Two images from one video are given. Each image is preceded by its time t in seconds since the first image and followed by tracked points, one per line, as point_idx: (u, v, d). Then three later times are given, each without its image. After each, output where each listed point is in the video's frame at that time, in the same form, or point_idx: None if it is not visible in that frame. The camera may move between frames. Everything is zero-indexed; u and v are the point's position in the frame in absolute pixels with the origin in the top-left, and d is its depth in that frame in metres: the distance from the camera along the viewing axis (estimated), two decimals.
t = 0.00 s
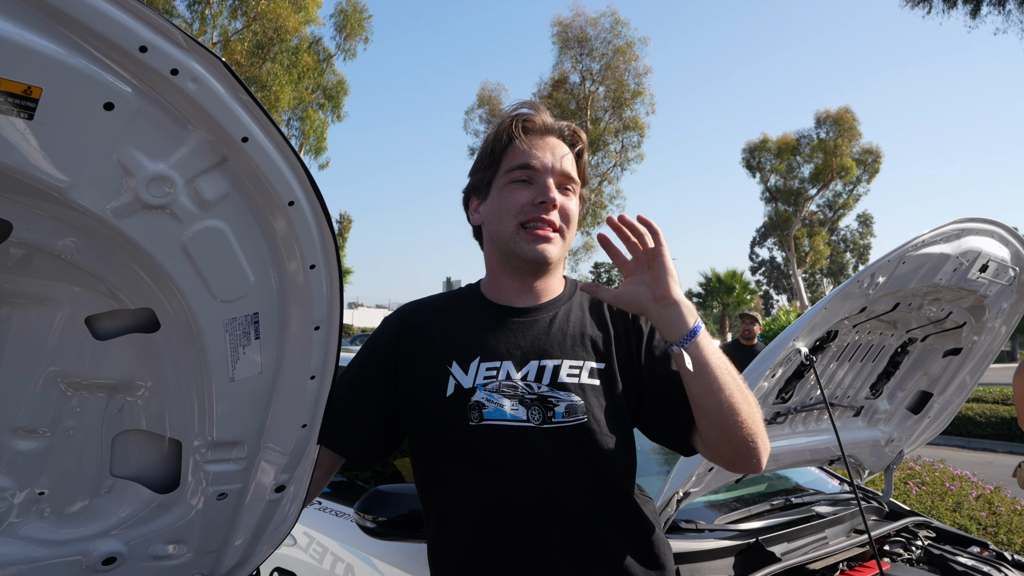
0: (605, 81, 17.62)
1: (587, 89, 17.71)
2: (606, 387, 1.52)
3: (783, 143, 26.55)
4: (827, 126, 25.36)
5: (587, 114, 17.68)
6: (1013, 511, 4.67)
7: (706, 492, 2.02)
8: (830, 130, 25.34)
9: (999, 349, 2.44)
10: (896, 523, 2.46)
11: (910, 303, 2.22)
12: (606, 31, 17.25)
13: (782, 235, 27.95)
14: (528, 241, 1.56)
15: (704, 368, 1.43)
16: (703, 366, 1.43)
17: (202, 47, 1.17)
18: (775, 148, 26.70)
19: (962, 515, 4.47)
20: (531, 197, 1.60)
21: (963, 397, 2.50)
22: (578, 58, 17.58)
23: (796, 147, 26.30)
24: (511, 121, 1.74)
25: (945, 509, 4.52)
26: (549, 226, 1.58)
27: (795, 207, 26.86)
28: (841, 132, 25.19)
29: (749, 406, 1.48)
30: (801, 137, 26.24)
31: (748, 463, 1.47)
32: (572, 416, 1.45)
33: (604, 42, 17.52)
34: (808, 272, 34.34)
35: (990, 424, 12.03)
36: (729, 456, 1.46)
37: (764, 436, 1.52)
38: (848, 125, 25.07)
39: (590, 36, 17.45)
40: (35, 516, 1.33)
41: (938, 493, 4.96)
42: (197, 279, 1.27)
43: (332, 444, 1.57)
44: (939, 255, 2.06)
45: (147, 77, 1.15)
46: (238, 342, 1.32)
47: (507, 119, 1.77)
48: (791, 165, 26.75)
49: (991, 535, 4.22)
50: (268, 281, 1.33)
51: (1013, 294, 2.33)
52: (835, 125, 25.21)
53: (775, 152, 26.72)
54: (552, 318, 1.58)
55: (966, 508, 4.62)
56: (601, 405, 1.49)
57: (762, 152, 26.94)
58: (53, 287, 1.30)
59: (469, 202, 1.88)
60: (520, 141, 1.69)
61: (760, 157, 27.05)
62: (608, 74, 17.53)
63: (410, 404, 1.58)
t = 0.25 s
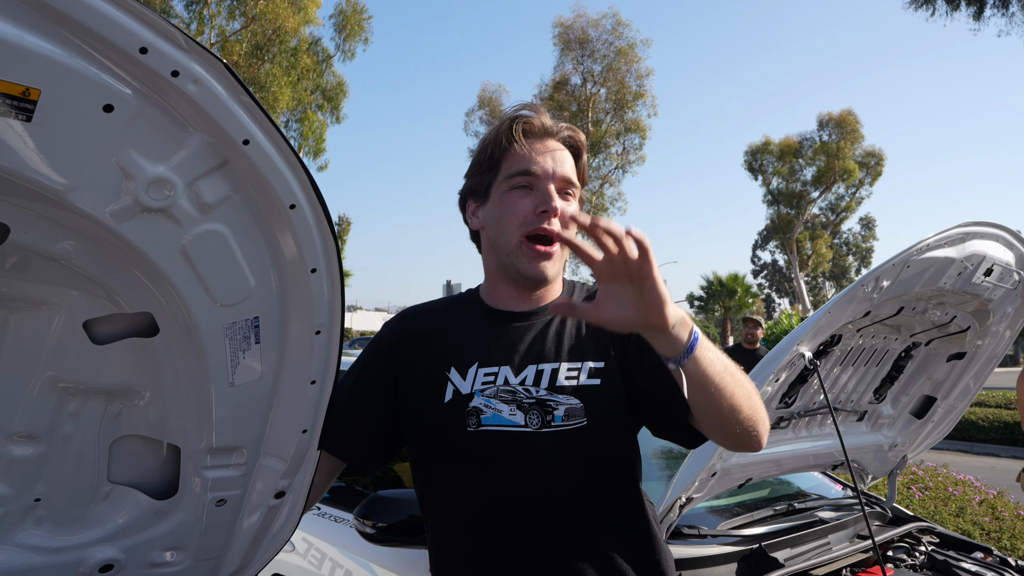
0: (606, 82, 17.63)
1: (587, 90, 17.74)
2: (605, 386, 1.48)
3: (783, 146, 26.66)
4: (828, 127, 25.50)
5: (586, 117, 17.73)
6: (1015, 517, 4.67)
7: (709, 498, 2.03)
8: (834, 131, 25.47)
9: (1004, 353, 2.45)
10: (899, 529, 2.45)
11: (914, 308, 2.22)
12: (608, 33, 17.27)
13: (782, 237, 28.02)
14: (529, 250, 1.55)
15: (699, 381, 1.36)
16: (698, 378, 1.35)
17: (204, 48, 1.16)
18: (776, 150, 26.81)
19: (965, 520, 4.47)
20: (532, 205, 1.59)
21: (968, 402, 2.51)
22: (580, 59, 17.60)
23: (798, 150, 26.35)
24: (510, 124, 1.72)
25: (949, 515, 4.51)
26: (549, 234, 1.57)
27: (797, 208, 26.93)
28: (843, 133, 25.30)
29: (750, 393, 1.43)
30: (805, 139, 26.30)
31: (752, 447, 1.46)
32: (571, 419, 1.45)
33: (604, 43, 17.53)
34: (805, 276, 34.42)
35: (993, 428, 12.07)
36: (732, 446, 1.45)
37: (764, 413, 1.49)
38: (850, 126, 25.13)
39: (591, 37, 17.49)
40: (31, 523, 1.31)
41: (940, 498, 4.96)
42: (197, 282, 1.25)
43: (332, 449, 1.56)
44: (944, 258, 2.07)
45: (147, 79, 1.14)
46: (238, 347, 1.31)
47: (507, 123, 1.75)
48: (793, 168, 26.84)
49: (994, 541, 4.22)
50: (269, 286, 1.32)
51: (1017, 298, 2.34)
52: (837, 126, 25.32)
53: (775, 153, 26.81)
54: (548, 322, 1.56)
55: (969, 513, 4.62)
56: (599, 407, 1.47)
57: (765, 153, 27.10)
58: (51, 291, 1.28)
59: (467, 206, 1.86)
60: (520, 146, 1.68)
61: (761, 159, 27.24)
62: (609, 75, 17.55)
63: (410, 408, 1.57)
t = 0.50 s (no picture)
0: (602, 87, 17.67)
1: (583, 94, 17.77)
2: (586, 396, 1.43)
3: (778, 149, 26.77)
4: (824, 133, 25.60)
5: (582, 122, 17.88)
6: (1008, 521, 4.70)
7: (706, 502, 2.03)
8: (829, 136, 25.57)
9: (998, 358, 2.46)
10: (894, 532, 2.46)
11: (909, 313, 2.23)
12: (603, 37, 17.31)
13: (779, 241, 28.11)
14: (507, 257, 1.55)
15: (660, 473, 1.21)
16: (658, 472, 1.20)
17: (201, 52, 1.16)
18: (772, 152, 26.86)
19: (959, 524, 4.50)
20: (507, 211, 1.59)
21: (962, 406, 2.52)
22: (574, 64, 17.72)
23: (793, 154, 26.46)
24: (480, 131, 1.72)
25: (943, 518, 4.54)
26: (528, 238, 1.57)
27: (792, 212, 27.06)
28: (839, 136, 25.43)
29: (708, 425, 1.31)
30: (800, 143, 26.39)
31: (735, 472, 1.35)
32: (546, 432, 1.42)
33: (604, 47, 17.54)
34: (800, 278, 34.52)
35: (986, 432, 12.13)
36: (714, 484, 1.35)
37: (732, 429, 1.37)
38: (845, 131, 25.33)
39: (587, 42, 17.44)
40: (25, 528, 1.31)
41: (934, 502, 4.98)
42: (193, 286, 1.25)
43: (329, 454, 1.56)
44: (939, 263, 2.08)
45: (144, 82, 1.14)
46: (233, 351, 1.31)
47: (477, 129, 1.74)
48: (788, 172, 26.82)
49: (987, 545, 4.24)
50: (265, 290, 1.31)
51: (1011, 302, 2.35)
52: (832, 132, 25.51)
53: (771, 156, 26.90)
54: (531, 329, 1.53)
55: (963, 517, 4.65)
56: (579, 417, 1.42)
57: (760, 157, 27.19)
58: (46, 295, 1.28)
59: (449, 214, 1.86)
60: (492, 152, 1.67)
61: (757, 163, 27.36)
62: (604, 79, 17.58)
63: (404, 415, 1.58)
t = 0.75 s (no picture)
0: (601, 86, 17.65)
1: (581, 95, 17.75)
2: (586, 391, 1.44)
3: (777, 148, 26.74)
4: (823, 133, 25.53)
5: (580, 121, 17.88)
6: (1008, 520, 4.70)
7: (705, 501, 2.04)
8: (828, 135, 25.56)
9: (996, 357, 2.47)
10: (893, 531, 2.47)
11: (908, 312, 2.24)
12: (603, 35, 17.31)
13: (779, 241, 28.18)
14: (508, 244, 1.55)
15: (651, 422, 1.22)
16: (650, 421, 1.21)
17: (202, 51, 1.16)
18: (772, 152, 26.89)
19: (958, 523, 4.50)
20: (509, 201, 1.60)
21: (961, 405, 2.53)
22: (573, 62, 17.70)
23: (792, 153, 26.48)
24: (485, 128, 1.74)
25: (942, 518, 4.55)
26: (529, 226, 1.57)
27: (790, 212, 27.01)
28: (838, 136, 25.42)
29: (709, 400, 1.32)
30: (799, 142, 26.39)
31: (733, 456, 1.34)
32: (551, 425, 1.43)
33: (602, 48, 17.52)
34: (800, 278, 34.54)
35: (984, 431, 12.15)
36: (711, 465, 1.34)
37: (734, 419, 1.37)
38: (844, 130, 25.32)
39: (585, 41, 17.43)
40: (27, 526, 1.31)
41: (933, 501, 4.99)
42: (194, 284, 1.25)
43: (329, 453, 1.56)
44: (938, 262, 2.09)
45: (145, 81, 1.14)
46: (234, 349, 1.31)
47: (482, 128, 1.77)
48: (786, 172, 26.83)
49: (986, 544, 4.25)
50: (266, 288, 1.32)
51: (1011, 302, 2.36)
52: (831, 130, 25.46)
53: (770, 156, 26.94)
54: (533, 326, 1.54)
55: (962, 516, 4.66)
56: (581, 412, 1.43)
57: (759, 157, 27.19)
58: (47, 294, 1.28)
59: (453, 213, 1.87)
60: (495, 148, 1.70)
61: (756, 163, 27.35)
62: (603, 78, 17.56)
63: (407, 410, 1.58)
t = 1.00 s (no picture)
0: (601, 86, 17.70)
1: (581, 94, 17.81)
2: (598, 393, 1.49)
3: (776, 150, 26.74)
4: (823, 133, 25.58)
5: (581, 121, 17.90)
6: (1009, 520, 4.69)
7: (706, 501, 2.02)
8: (828, 134, 25.60)
9: (998, 357, 2.47)
10: (894, 532, 2.47)
11: (909, 312, 2.24)
12: (603, 36, 17.35)
13: (778, 241, 28.18)
14: (517, 241, 1.57)
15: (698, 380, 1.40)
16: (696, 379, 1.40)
17: (208, 52, 1.17)
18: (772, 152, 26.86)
19: (959, 524, 4.50)
20: (518, 200, 1.62)
21: (962, 405, 2.53)
22: (573, 62, 17.72)
23: (792, 154, 26.51)
24: (494, 131, 1.77)
25: (942, 517, 4.55)
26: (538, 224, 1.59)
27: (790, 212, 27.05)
28: (838, 137, 25.45)
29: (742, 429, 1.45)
30: (800, 144, 26.43)
31: (736, 483, 1.43)
32: (563, 423, 1.45)
33: (603, 47, 17.58)
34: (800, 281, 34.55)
35: (985, 432, 12.13)
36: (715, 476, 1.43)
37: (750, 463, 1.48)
38: (844, 130, 25.20)
39: (585, 41, 17.54)
40: (32, 525, 1.32)
41: (934, 501, 4.99)
42: (198, 284, 1.26)
43: (330, 451, 1.56)
44: (940, 262, 2.09)
45: (151, 82, 1.15)
46: (238, 349, 1.32)
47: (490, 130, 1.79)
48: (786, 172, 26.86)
49: (987, 544, 4.24)
50: (270, 288, 1.32)
51: (1013, 302, 2.36)
52: (831, 130, 25.49)
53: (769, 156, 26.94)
54: (544, 326, 1.56)
55: (963, 516, 4.65)
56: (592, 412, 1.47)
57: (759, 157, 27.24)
58: (53, 294, 1.29)
59: (459, 215, 1.88)
60: (504, 149, 1.72)
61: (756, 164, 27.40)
62: (603, 78, 17.60)
63: (408, 408, 1.58)
